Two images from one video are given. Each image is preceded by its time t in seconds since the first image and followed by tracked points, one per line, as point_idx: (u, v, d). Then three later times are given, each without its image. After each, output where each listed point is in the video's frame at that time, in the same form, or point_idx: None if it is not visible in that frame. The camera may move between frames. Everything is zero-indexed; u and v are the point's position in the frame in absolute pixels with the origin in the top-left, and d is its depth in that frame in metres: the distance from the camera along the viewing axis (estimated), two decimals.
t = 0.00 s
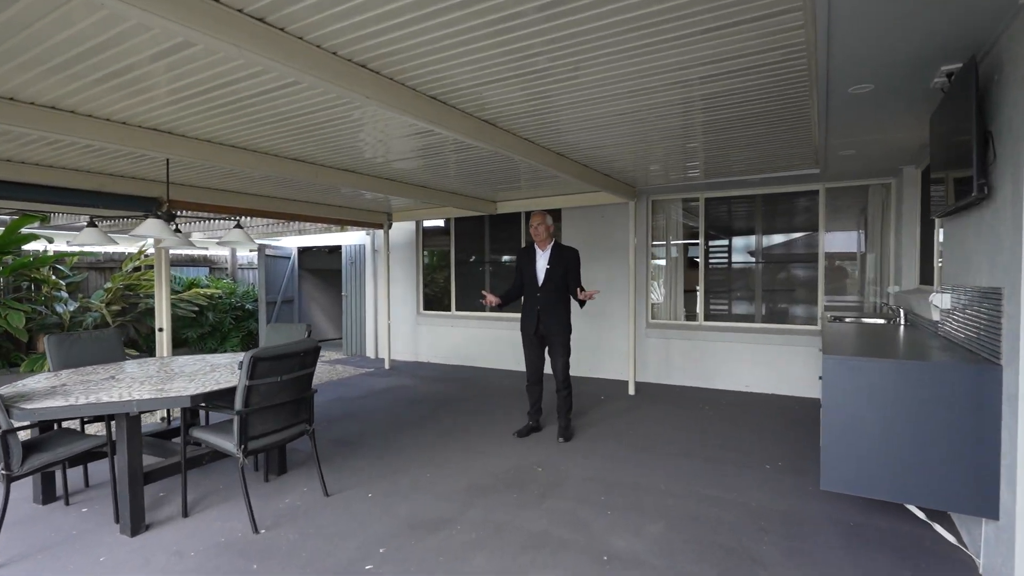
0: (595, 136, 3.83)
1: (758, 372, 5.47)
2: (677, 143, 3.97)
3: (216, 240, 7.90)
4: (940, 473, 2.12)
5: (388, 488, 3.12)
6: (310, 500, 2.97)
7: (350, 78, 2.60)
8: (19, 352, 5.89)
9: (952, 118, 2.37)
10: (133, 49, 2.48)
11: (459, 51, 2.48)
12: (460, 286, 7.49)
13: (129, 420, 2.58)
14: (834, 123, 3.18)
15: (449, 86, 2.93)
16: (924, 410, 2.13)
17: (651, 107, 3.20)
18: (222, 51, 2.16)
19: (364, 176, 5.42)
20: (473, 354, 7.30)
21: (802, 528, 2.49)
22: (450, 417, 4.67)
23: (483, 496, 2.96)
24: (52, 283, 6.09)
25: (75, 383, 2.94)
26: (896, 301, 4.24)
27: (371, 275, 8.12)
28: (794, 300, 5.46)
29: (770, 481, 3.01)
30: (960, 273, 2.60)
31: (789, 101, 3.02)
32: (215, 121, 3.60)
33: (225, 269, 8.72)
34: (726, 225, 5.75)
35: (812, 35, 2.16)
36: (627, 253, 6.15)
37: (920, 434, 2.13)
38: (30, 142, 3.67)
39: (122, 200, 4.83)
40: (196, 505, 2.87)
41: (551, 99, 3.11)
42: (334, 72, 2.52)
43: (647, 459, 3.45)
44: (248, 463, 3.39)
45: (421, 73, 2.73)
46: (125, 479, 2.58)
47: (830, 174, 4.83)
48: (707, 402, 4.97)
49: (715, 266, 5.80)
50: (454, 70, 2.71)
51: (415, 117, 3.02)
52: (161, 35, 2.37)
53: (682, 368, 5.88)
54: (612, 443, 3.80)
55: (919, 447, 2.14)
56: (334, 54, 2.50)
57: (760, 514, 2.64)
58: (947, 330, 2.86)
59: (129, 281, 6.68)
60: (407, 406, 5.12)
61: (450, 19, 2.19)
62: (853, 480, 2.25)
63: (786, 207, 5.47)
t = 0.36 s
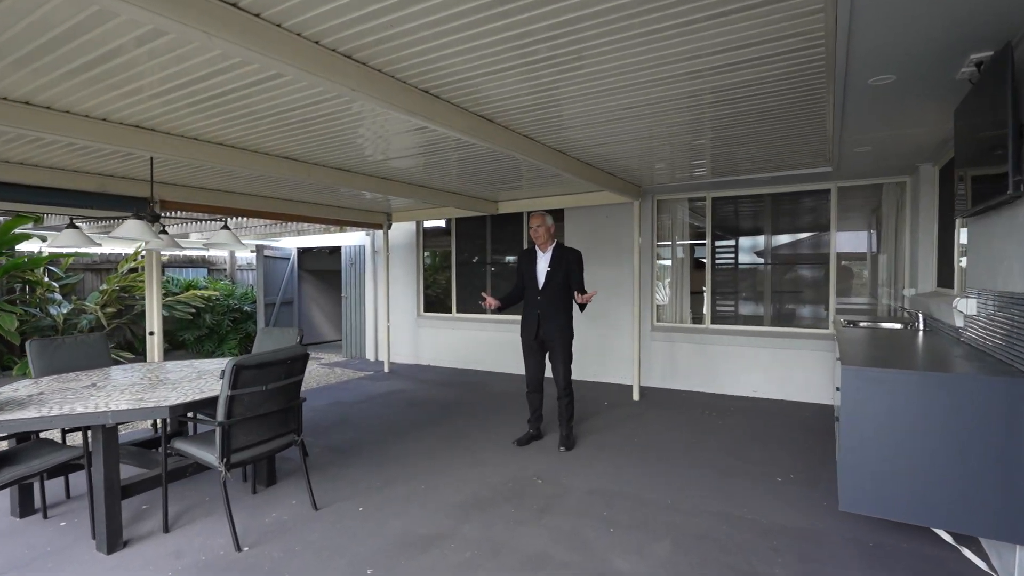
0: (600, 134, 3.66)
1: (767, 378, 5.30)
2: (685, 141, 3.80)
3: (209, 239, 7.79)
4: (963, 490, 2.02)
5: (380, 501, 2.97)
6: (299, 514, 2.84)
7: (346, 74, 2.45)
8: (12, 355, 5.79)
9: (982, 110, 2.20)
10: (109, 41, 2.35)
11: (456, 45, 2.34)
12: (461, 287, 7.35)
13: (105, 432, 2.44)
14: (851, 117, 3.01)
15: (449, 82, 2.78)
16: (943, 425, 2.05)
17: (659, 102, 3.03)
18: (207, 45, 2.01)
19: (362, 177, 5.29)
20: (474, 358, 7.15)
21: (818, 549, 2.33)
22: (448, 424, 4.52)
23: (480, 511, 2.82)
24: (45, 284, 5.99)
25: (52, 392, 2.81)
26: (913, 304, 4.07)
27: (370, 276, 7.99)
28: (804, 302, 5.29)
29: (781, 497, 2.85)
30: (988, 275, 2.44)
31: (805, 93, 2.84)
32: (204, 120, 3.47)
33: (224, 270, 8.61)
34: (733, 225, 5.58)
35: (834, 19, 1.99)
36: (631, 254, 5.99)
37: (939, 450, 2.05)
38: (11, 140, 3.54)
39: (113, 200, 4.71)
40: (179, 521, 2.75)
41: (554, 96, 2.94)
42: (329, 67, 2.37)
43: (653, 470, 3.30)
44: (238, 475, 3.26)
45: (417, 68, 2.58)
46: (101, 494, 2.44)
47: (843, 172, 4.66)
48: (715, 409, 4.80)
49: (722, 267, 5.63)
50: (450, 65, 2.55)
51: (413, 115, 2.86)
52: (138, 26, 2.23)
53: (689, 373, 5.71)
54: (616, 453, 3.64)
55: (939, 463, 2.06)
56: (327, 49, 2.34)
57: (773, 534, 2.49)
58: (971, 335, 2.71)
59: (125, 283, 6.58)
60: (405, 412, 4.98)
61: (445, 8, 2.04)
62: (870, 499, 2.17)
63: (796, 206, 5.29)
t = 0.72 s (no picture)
0: (599, 129, 3.50)
1: (772, 382, 5.14)
2: (688, 136, 3.63)
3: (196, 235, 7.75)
4: (983, 507, 1.88)
5: (366, 512, 2.84)
6: (280, 526, 2.71)
7: (331, 65, 2.28)
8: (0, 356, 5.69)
9: (1004, 98, 2.05)
10: (72, 42, 2.22)
11: (442, 34, 2.18)
12: (460, 288, 7.21)
13: (73, 441, 2.32)
14: (863, 109, 2.84)
15: (439, 76, 2.63)
16: (959, 437, 1.91)
17: (660, 93, 2.86)
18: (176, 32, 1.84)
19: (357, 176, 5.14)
20: (473, 360, 7.01)
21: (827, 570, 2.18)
22: (443, 429, 4.38)
23: (469, 524, 2.68)
24: (35, 285, 5.89)
25: (22, 398, 2.68)
26: (925, 306, 3.91)
27: (367, 277, 7.87)
28: (811, 303, 5.13)
29: (788, 511, 2.70)
30: (1009, 275, 2.28)
31: (814, 82, 2.67)
32: (186, 118, 3.33)
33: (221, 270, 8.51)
34: (737, 224, 5.42)
35: None
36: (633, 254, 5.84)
37: (957, 462, 1.91)
38: None
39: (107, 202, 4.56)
40: (153, 534, 2.62)
41: (550, 88, 2.78)
42: (312, 56, 2.20)
43: (653, 481, 3.16)
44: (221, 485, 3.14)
45: (403, 64, 2.44)
46: (69, 506, 2.32)
47: (851, 169, 4.50)
48: (719, 414, 4.65)
49: (726, 268, 5.48)
50: (437, 57, 2.40)
51: (405, 110, 2.69)
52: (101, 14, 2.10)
53: (692, 377, 5.55)
54: (615, 462, 3.49)
55: (956, 476, 1.91)
56: (310, 36, 2.17)
57: (779, 552, 2.34)
58: (991, 338, 2.54)
59: (118, 283, 6.47)
60: (399, 417, 4.84)
61: None
62: (884, 516, 2.02)
63: (802, 205, 5.13)
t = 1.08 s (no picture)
0: (600, 123, 3.33)
1: (781, 386, 4.96)
2: (694, 130, 3.46)
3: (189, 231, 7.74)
4: (1013, 535, 1.71)
5: (352, 526, 2.70)
6: (261, 541, 2.58)
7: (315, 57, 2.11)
8: None
9: None
10: (29, 42, 2.09)
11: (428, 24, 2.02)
12: (461, 289, 7.09)
13: (37, 453, 2.20)
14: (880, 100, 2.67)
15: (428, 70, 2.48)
16: (990, 457, 1.74)
17: (664, 83, 2.69)
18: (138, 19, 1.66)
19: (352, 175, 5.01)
20: (475, 362, 6.87)
21: None
22: (439, 436, 4.25)
23: (459, 541, 2.54)
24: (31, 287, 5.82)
25: None
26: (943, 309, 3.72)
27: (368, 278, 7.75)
28: (822, 305, 4.94)
29: (798, 529, 2.54)
30: None
31: (828, 69, 2.50)
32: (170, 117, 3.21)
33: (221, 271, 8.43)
34: (745, 224, 5.24)
35: None
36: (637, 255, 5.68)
37: (986, 485, 1.74)
38: None
39: (98, 201, 4.48)
40: (127, 548, 2.50)
41: (547, 80, 2.61)
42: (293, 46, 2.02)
43: (654, 493, 3.00)
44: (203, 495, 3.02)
45: (385, 58, 2.29)
46: (34, 521, 2.20)
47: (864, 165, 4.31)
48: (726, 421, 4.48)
49: (733, 268, 5.31)
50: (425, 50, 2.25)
51: (396, 106, 2.52)
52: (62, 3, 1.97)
53: (699, 381, 5.38)
54: (615, 473, 3.33)
55: (986, 502, 1.74)
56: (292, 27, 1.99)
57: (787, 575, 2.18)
58: (1015, 345, 2.37)
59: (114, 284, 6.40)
60: (396, 422, 4.71)
61: None
62: (906, 543, 1.85)
63: (813, 204, 4.95)
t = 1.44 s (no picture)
0: (615, 115, 3.17)
1: (807, 393, 4.73)
2: (715, 122, 3.27)
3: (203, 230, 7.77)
4: None
5: (352, 537, 2.60)
6: (257, 551, 2.49)
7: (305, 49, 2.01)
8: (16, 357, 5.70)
9: None
10: (14, 36, 2.03)
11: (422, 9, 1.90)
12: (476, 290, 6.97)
13: (27, 459, 2.14)
14: (918, 87, 2.46)
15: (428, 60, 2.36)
16: None
17: (682, 72, 2.52)
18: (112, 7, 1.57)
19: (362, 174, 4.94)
20: (489, 364, 6.76)
21: None
22: (449, 441, 4.14)
23: (462, 556, 2.42)
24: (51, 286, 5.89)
25: None
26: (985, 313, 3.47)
27: (383, 278, 7.69)
28: (851, 308, 4.69)
29: (826, 551, 2.35)
30: None
31: (861, 54, 2.30)
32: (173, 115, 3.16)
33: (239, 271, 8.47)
34: (770, 222, 5.02)
35: None
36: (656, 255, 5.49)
37: None
38: None
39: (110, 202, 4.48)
40: (121, 557, 2.43)
41: (555, 69, 2.47)
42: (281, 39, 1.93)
43: (670, 507, 2.84)
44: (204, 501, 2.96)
45: (380, 48, 2.18)
46: (24, 529, 2.14)
47: (898, 159, 4.07)
48: (748, 429, 4.27)
49: (757, 269, 5.08)
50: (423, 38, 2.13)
51: (394, 99, 2.40)
52: None
53: (720, 386, 5.17)
54: (630, 484, 3.17)
55: None
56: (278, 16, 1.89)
57: None
58: None
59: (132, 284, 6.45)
60: (406, 426, 4.62)
61: None
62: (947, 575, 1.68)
63: (842, 201, 4.70)
